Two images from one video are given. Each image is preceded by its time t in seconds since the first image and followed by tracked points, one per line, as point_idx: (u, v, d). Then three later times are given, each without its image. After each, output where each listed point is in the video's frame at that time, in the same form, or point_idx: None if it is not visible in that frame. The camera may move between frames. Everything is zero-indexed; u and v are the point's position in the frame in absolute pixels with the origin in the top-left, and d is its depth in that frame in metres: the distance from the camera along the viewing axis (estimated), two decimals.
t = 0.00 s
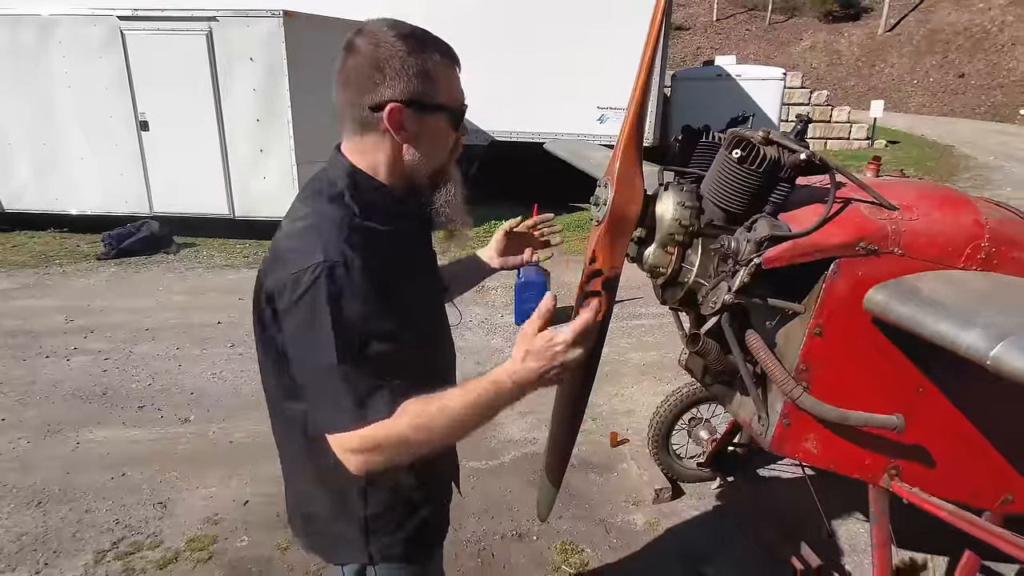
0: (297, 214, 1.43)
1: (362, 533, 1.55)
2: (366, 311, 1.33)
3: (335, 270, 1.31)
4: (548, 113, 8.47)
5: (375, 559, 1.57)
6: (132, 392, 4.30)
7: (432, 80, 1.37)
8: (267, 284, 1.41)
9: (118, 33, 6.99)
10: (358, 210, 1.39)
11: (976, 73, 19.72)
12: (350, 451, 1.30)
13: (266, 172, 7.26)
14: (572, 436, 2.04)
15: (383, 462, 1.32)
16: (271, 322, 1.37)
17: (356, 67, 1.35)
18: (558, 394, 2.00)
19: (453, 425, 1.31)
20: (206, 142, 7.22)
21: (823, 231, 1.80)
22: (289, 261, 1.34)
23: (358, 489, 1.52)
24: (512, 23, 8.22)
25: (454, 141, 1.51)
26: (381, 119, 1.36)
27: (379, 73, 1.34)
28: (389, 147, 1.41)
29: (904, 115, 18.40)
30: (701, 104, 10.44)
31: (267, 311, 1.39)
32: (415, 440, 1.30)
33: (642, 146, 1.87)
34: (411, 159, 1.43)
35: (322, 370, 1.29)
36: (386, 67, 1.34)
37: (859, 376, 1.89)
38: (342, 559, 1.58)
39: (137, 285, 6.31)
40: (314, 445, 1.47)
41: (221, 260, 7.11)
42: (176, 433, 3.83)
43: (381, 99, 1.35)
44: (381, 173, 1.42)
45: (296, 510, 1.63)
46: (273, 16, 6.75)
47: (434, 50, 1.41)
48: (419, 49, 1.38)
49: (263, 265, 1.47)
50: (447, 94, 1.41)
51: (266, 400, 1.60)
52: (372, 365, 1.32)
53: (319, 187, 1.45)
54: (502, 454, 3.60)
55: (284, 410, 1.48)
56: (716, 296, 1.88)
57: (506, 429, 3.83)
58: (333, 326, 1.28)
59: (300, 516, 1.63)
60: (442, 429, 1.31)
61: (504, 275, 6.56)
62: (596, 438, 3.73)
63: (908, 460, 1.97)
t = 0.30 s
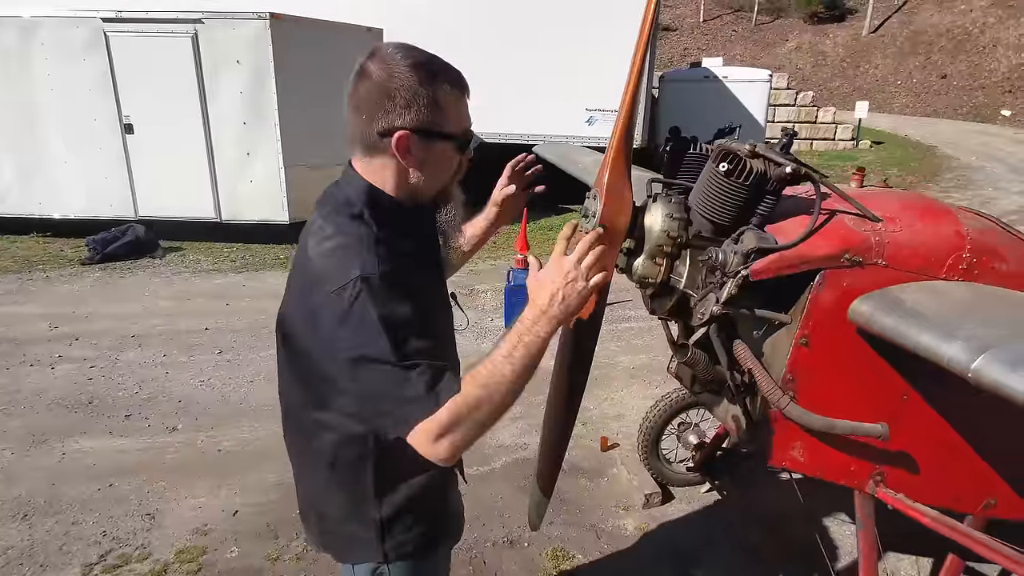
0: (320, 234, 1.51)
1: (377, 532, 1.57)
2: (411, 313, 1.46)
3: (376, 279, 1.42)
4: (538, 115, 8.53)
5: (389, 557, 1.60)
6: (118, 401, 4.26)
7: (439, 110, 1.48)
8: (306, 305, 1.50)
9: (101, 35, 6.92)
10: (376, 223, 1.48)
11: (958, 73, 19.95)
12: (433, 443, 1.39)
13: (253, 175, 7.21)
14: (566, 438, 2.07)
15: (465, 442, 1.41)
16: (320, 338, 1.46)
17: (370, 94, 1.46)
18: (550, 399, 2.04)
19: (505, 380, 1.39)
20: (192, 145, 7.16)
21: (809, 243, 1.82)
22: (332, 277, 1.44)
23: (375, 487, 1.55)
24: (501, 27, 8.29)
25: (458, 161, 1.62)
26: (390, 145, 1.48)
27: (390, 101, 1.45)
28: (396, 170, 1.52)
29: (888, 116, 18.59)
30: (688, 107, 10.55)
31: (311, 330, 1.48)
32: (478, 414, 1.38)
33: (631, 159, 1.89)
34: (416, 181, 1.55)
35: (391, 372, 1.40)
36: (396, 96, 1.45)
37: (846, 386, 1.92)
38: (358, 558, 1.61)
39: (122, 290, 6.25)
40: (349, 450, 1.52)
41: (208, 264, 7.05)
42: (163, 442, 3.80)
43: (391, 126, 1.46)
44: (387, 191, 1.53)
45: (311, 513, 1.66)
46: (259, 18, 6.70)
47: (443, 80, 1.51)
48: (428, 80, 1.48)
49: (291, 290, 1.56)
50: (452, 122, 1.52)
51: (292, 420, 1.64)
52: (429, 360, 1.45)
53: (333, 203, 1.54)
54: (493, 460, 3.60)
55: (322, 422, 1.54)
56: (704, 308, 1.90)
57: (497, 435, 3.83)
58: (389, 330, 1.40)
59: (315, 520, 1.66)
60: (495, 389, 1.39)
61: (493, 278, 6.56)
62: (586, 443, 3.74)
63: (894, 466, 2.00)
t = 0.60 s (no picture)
0: (343, 240, 1.58)
1: (402, 511, 1.66)
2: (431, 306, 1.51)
3: (397, 278, 1.48)
4: (521, 116, 8.57)
5: (413, 534, 1.68)
6: (95, 410, 4.19)
7: (445, 128, 1.55)
8: (334, 305, 1.57)
9: (76, 37, 6.81)
10: (393, 231, 1.55)
11: (933, 74, 20.26)
12: (457, 418, 1.43)
13: (233, 178, 7.13)
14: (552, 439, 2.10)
15: (486, 416, 1.46)
16: (349, 333, 1.52)
17: (383, 116, 1.55)
18: (533, 401, 2.06)
19: (518, 362, 1.45)
20: (170, 149, 7.07)
21: (787, 250, 1.85)
22: (357, 280, 1.50)
23: (399, 468, 1.65)
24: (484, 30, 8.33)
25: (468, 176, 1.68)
26: (400, 161, 1.55)
27: (398, 122, 1.53)
28: (407, 184, 1.59)
29: (865, 116, 18.85)
30: (670, 109, 10.62)
31: (340, 328, 1.54)
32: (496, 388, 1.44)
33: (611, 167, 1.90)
34: (425, 193, 1.61)
35: (415, 359, 1.44)
36: (404, 116, 1.52)
37: (825, 390, 1.95)
38: (384, 538, 1.69)
39: (99, 297, 6.16)
40: (378, 437, 1.62)
41: (187, 269, 6.97)
42: (143, 452, 3.75)
43: (401, 144, 1.54)
44: (400, 203, 1.59)
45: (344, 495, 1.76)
46: (238, 20, 6.65)
47: (451, 101, 1.58)
48: (436, 101, 1.55)
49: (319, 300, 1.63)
50: (458, 139, 1.57)
51: (326, 415, 1.71)
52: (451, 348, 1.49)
53: (352, 214, 1.62)
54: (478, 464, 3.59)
55: (356, 413, 1.63)
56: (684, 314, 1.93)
57: (482, 439, 3.83)
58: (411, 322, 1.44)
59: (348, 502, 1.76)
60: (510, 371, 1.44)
61: (477, 281, 6.56)
62: (571, 446, 3.75)
63: (871, 468, 2.04)
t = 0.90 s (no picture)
0: (336, 234, 1.58)
1: (380, 506, 1.65)
2: (420, 300, 1.51)
3: (387, 271, 1.48)
4: (499, 116, 8.57)
5: (389, 530, 1.67)
6: (65, 419, 4.10)
7: (446, 129, 1.54)
8: (323, 297, 1.56)
9: (41, 35, 6.65)
10: (386, 226, 1.54)
11: (901, 76, 20.66)
12: (447, 409, 1.44)
13: (206, 180, 7.02)
14: (533, 438, 2.10)
15: (476, 406, 1.47)
16: (337, 324, 1.51)
17: (384, 115, 1.54)
18: (516, 401, 2.07)
19: (507, 356, 1.48)
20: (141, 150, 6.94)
21: (764, 247, 1.88)
22: (347, 273, 1.49)
23: (380, 463, 1.63)
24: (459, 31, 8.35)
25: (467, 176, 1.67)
26: (399, 160, 1.54)
27: (399, 121, 1.52)
28: (406, 183, 1.58)
29: (837, 117, 19.19)
30: (647, 109, 10.70)
31: (329, 319, 1.53)
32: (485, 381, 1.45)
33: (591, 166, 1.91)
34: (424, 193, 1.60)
35: (402, 348, 1.44)
36: (406, 116, 1.51)
37: (802, 385, 1.98)
38: (361, 533, 1.68)
39: (68, 302, 6.01)
40: (362, 431, 1.60)
41: (160, 273, 6.84)
42: (115, 461, 3.67)
43: (401, 143, 1.53)
44: (396, 201, 1.58)
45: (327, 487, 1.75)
46: (211, 18, 6.55)
47: (451, 101, 1.57)
48: (437, 102, 1.54)
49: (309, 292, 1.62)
50: (458, 139, 1.57)
51: (312, 409, 1.70)
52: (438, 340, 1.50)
53: (347, 209, 1.61)
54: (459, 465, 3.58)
55: (340, 406, 1.61)
56: (666, 312, 1.94)
57: (463, 439, 3.81)
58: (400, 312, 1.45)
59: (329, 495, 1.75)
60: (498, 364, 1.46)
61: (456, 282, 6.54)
62: (552, 445, 3.76)
63: (848, 461, 2.07)
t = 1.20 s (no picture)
0: (334, 239, 1.55)
1: (368, 507, 1.65)
2: (424, 307, 1.52)
3: (393, 280, 1.46)
4: (481, 116, 8.58)
5: (378, 530, 1.67)
6: (40, 424, 4.03)
7: (448, 147, 1.54)
8: (322, 303, 1.54)
9: (12, 33, 6.52)
10: (386, 234, 1.52)
11: (877, 75, 20.97)
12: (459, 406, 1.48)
13: (185, 180, 6.94)
14: (516, 435, 2.12)
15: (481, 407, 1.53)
16: (339, 330, 1.50)
17: (389, 125, 1.52)
18: (500, 398, 2.09)
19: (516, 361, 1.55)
20: (117, 150, 6.84)
21: (740, 244, 1.91)
22: (350, 280, 1.47)
23: (369, 463, 1.63)
24: (440, 30, 8.34)
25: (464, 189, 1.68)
26: (400, 171, 1.54)
27: (403, 134, 1.51)
28: (405, 194, 1.57)
29: (815, 116, 19.45)
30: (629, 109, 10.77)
31: (330, 324, 1.52)
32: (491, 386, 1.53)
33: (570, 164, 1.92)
34: (420, 204, 1.60)
35: (409, 356, 1.45)
36: (409, 130, 1.51)
37: (779, 379, 2.01)
38: (348, 534, 1.68)
39: (43, 306, 5.91)
40: (352, 434, 1.61)
41: (138, 275, 6.75)
42: (93, 466, 3.62)
43: (404, 155, 1.52)
44: (395, 208, 1.57)
45: (308, 493, 1.75)
46: (188, 17, 6.48)
47: (455, 116, 1.56)
48: (442, 118, 1.54)
49: (306, 294, 1.59)
50: (459, 156, 1.58)
51: (302, 410, 1.68)
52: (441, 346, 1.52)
53: (344, 213, 1.58)
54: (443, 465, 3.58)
55: (333, 408, 1.61)
56: (646, 309, 1.97)
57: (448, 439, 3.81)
58: (406, 320, 1.45)
59: (311, 500, 1.74)
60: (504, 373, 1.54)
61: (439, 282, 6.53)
62: (537, 443, 3.77)
63: (825, 453, 2.12)
